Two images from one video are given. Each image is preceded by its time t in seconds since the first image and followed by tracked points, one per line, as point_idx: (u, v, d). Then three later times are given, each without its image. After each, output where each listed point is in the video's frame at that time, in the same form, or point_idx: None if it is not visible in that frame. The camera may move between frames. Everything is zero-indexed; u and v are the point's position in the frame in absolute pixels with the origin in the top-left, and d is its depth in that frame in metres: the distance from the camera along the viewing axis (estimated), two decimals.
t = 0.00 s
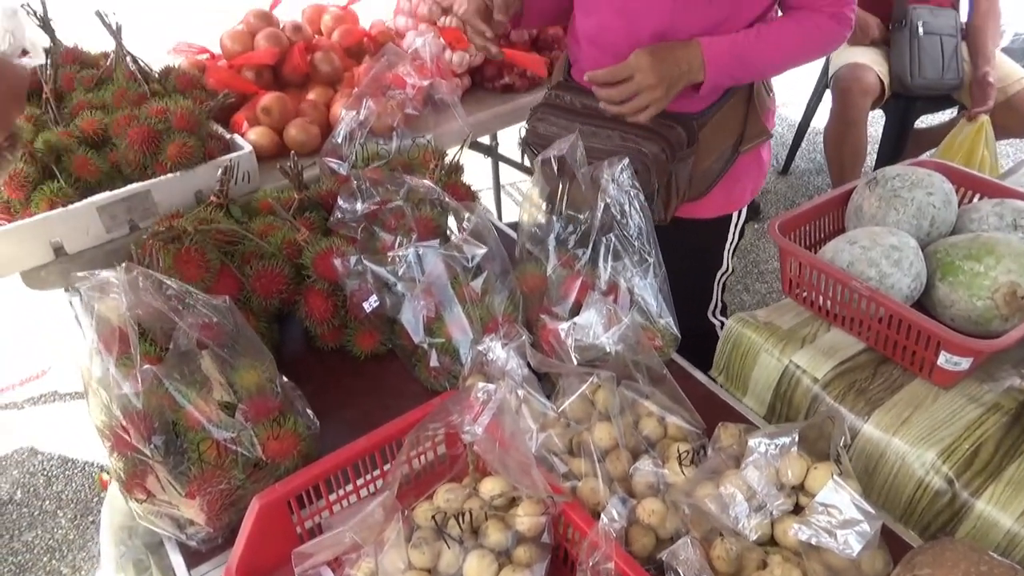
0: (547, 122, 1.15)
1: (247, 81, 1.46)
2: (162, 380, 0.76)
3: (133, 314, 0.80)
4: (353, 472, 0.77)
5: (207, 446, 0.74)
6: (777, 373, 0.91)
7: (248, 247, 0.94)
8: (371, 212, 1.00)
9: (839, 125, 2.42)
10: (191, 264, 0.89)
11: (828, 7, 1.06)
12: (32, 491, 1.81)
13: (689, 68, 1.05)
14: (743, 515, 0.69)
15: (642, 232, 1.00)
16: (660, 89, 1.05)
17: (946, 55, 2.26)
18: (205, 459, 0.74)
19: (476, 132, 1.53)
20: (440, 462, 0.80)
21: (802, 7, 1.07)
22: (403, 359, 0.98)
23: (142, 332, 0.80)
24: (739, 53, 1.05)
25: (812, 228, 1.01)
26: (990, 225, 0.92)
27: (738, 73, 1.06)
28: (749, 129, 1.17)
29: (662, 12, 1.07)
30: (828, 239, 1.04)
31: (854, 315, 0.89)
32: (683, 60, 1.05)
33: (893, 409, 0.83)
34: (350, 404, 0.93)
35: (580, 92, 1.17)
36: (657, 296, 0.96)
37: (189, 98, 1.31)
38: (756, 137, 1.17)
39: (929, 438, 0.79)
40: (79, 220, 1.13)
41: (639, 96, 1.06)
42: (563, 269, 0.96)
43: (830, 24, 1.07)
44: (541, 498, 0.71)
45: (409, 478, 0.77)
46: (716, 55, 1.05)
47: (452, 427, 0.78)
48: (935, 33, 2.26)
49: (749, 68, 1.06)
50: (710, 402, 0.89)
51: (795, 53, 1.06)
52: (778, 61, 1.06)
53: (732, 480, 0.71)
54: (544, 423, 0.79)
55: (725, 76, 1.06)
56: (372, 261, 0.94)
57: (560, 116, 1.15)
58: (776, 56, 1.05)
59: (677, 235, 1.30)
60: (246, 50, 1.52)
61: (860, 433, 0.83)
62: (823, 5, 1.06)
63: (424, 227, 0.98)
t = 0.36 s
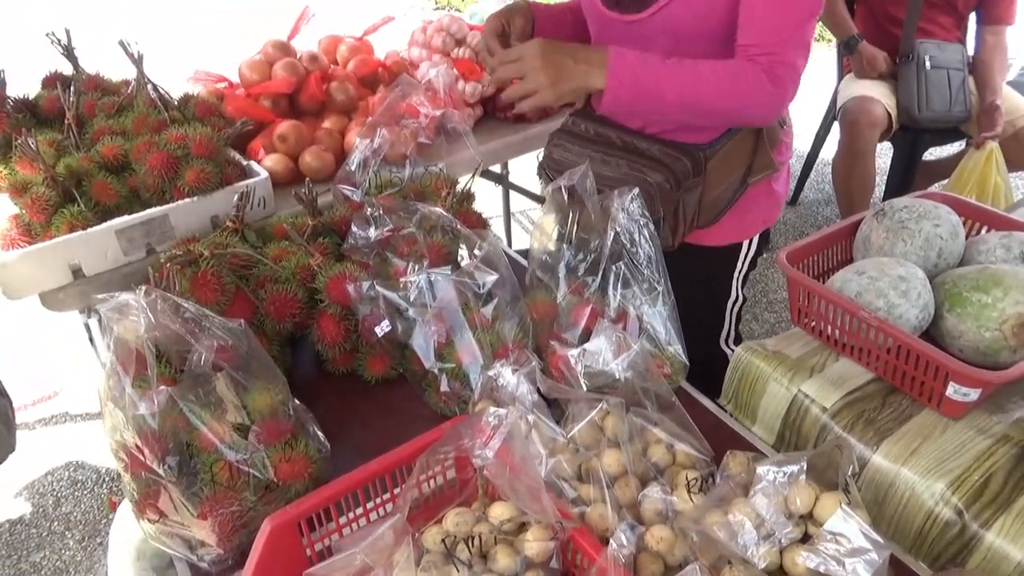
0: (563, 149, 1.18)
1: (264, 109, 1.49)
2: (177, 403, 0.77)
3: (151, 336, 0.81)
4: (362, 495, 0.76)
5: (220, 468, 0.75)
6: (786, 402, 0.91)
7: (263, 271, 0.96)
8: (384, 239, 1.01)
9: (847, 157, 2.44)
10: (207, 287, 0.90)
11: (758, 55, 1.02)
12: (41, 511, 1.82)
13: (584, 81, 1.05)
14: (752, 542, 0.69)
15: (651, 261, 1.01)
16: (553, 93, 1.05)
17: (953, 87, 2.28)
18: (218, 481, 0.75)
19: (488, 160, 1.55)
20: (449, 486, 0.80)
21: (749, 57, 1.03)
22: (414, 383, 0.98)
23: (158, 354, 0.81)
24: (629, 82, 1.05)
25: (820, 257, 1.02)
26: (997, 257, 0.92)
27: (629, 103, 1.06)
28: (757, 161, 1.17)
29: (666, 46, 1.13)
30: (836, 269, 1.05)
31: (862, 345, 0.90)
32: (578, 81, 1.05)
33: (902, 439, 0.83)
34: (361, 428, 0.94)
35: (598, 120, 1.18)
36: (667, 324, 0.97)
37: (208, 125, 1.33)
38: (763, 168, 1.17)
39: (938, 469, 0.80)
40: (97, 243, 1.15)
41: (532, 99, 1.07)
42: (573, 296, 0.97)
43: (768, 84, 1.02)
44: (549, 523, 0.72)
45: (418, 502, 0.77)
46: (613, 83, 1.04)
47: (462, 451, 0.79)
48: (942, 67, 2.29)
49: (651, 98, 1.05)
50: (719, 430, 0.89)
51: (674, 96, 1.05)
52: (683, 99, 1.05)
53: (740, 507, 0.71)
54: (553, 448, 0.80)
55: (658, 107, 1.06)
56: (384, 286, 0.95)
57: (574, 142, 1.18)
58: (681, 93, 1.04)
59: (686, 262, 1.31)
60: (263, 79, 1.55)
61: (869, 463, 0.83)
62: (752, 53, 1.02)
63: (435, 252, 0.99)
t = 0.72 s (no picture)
0: (520, 180, 1.19)
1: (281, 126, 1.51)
2: (192, 413, 0.78)
3: (169, 346, 0.83)
4: (373, 508, 0.76)
5: (233, 479, 0.75)
6: (800, 422, 0.91)
7: (278, 285, 0.97)
8: (398, 255, 1.02)
9: (860, 178, 2.44)
10: (223, 299, 0.92)
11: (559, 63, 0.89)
12: (52, 522, 1.83)
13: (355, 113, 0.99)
14: (766, 560, 0.68)
15: (664, 278, 1.02)
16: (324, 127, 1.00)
17: (967, 111, 2.28)
18: (231, 492, 0.75)
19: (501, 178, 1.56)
20: (460, 501, 0.80)
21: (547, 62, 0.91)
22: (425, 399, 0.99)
23: (175, 365, 0.83)
24: (399, 117, 0.97)
25: (833, 277, 1.02)
26: (1012, 279, 0.92)
27: (401, 129, 0.97)
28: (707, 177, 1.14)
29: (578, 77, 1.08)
30: (849, 289, 1.04)
31: (876, 365, 0.89)
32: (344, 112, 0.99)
33: (917, 460, 0.83)
34: (372, 442, 0.95)
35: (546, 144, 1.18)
36: (679, 342, 0.97)
37: (226, 141, 1.35)
38: (713, 186, 1.14)
39: (954, 491, 0.79)
40: (115, 256, 1.17)
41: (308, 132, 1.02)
42: (585, 313, 0.97)
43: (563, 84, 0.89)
44: (561, 539, 0.72)
45: (431, 516, 0.77)
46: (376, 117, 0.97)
47: (474, 465, 0.78)
48: (955, 91, 2.29)
49: (459, 123, 0.95)
50: (732, 448, 0.89)
51: (483, 104, 0.93)
52: (489, 124, 0.94)
53: (753, 526, 0.71)
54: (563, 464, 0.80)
55: (443, 134, 0.97)
56: (398, 301, 0.96)
57: (533, 171, 1.19)
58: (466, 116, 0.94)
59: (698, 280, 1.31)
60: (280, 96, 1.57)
61: (884, 484, 0.82)
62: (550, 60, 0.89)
63: (448, 269, 1.00)
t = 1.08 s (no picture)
0: (527, 184, 1.16)
1: (309, 125, 1.53)
2: (220, 407, 0.79)
3: (198, 340, 0.84)
4: (398, 504, 0.77)
5: (259, 473, 0.76)
6: (826, 427, 0.90)
7: (304, 282, 0.98)
8: (423, 254, 1.03)
9: (887, 184, 2.41)
10: (251, 295, 0.93)
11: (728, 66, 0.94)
12: (78, 513, 1.85)
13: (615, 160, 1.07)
14: (792, 565, 0.68)
15: (690, 282, 1.02)
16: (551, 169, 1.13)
17: (998, 117, 2.24)
18: (257, 485, 0.75)
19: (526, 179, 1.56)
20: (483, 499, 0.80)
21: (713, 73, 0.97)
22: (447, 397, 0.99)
23: (204, 357, 0.83)
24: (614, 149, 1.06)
25: (861, 283, 1.01)
26: None
27: (632, 157, 1.05)
28: (714, 183, 1.13)
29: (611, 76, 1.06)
30: (877, 296, 1.03)
31: (905, 371, 0.88)
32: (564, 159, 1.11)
33: (946, 468, 0.82)
34: (396, 439, 0.95)
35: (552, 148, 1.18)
36: (704, 345, 0.98)
37: (254, 140, 1.36)
38: (720, 192, 1.14)
39: (984, 500, 0.78)
40: (145, 252, 1.18)
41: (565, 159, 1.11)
42: (611, 315, 0.97)
43: (738, 91, 0.94)
44: (584, 539, 0.71)
45: (454, 512, 0.78)
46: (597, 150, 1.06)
47: (499, 464, 0.78)
48: (986, 96, 2.26)
49: (651, 146, 1.03)
50: (757, 453, 0.88)
51: (675, 129, 1.00)
52: (681, 138, 1.01)
53: (779, 531, 0.70)
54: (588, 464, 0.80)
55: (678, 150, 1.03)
56: (423, 300, 0.96)
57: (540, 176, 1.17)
58: (675, 132, 1.01)
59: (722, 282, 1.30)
60: (308, 96, 1.59)
61: (912, 492, 0.81)
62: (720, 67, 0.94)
63: (473, 268, 1.00)
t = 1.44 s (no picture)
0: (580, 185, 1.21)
1: (346, 126, 1.54)
2: (256, 402, 0.80)
3: (237, 336, 0.85)
4: (429, 504, 0.77)
5: (292, 469, 0.77)
6: (863, 439, 0.89)
7: (339, 282, 0.99)
8: (457, 255, 1.03)
9: (928, 193, 2.37)
10: (287, 293, 0.94)
11: (823, 74, 0.99)
12: (112, 503, 1.89)
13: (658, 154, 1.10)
14: None
15: (726, 287, 1.00)
16: (632, 168, 1.11)
17: None
18: (291, 481, 0.76)
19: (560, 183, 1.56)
20: (514, 502, 0.79)
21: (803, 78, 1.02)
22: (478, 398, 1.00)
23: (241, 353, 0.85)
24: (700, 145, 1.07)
25: (901, 293, 0.99)
26: None
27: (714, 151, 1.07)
28: (779, 193, 1.16)
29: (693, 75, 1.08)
30: (917, 306, 1.01)
31: (946, 384, 0.87)
32: (648, 152, 1.10)
33: (987, 485, 0.80)
34: (427, 439, 0.95)
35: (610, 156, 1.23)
36: (739, 353, 0.97)
37: (292, 140, 1.38)
38: (785, 203, 1.16)
39: None
40: (185, 248, 1.20)
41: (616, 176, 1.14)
42: (644, 321, 0.96)
43: (832, 96, 1.00)
44: (616, 545, 0.71)
45: (485, 514, 0.78)
46: (682, 142, 1.07)
47: (530, 467, 0.78)
48: None
49: (731, 145, 1.06)
50: (792, 464, 0.87)
51: (768, 125, 1.03)
52: (761, 139, 1.04)
53: (813, 543, 0.69)
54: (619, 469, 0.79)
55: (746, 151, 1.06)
56: (457, 302, 0.97)
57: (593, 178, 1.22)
58: (754, 131, 1.04)
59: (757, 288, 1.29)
60: (345, 97, 1.61)
61: (951, 507, 0.80)
62: (816, 73, 0.99)
63: (507, 271, 1.01)
